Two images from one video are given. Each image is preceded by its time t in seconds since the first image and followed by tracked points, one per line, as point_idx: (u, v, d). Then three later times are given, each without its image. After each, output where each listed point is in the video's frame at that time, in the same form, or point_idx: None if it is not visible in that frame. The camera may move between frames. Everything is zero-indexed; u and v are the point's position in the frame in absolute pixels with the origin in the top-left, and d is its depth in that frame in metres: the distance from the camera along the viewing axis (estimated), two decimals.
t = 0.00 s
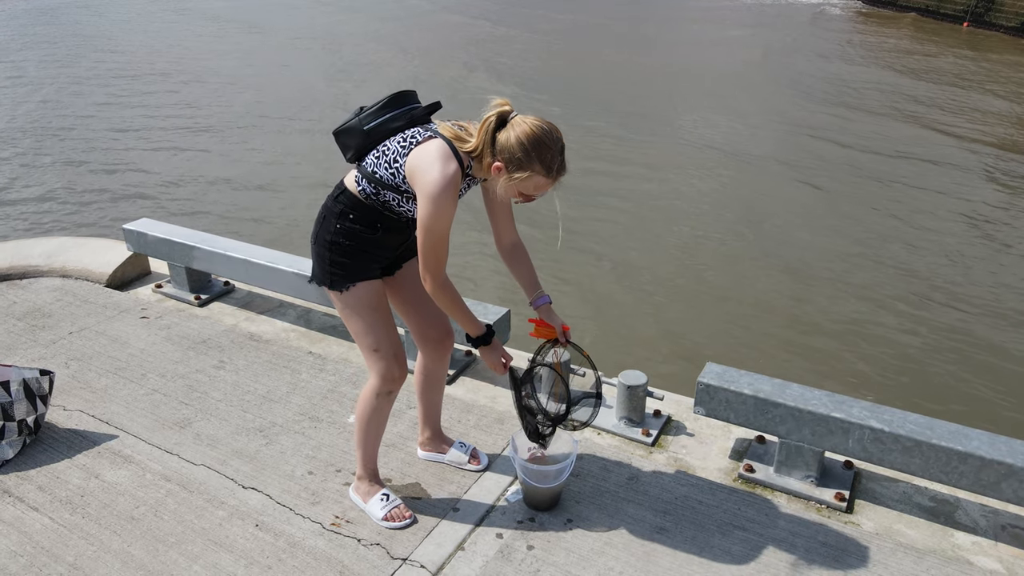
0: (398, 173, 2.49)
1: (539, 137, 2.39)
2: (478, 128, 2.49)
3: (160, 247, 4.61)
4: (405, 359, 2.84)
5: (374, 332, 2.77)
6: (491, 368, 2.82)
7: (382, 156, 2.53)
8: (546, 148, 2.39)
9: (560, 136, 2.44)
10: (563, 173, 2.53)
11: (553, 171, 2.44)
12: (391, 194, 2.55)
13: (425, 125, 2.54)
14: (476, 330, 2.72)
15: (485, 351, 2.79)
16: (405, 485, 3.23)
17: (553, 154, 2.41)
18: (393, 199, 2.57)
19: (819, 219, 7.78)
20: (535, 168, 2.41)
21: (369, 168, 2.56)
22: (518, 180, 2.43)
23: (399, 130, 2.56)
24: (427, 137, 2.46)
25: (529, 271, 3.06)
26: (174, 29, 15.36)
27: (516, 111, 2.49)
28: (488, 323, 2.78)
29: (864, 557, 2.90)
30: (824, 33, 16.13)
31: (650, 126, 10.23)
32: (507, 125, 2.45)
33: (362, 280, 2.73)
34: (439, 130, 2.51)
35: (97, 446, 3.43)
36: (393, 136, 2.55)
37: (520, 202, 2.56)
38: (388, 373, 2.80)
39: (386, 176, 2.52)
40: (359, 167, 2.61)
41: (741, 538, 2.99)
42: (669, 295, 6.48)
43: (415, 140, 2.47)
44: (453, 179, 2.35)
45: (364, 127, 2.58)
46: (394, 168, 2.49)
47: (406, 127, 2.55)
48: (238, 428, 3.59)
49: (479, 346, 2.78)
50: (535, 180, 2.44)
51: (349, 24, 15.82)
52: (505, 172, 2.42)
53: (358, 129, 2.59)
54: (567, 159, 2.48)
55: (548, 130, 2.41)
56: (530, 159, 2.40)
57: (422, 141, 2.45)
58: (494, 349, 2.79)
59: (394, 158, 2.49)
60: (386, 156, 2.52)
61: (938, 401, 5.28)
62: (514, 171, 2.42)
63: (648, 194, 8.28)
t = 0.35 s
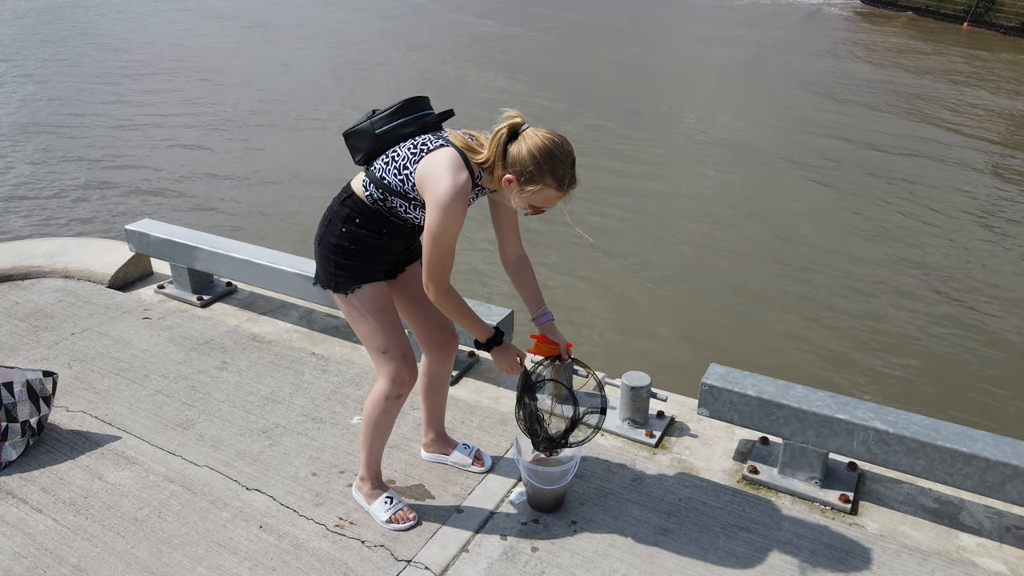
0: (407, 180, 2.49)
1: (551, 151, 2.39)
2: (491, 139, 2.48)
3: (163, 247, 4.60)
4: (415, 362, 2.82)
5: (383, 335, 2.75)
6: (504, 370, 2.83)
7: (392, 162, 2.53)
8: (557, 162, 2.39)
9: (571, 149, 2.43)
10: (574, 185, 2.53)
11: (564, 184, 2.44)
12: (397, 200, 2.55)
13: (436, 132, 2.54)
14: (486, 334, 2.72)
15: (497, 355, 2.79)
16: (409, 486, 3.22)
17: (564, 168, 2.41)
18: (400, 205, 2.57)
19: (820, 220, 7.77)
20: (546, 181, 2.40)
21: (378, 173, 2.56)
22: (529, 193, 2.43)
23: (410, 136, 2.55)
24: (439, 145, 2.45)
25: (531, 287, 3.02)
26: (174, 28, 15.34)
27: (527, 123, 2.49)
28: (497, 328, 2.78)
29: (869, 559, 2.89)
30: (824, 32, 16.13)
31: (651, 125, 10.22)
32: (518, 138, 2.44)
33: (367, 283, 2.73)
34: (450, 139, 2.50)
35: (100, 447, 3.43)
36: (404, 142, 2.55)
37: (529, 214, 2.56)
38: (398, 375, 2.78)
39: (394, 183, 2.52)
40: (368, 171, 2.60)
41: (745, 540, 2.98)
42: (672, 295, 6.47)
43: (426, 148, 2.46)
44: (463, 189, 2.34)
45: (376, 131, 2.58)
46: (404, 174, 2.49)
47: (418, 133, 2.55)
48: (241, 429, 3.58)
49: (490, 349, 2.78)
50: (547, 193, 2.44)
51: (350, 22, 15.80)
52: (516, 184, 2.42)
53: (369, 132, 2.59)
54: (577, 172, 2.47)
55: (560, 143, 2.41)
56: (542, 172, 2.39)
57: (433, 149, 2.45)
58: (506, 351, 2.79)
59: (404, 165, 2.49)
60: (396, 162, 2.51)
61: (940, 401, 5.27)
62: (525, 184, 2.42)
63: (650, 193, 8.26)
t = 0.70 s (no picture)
0: (412, 187, 2.48)
1: (558, 160, 2.38)
2: (495, 150, 2.48)
3: (164, 247, 4.60)
4: (419, 366, 2.81)
5: (386, 339, 2.74)
6: (507, 382, 2.81)
7: (398, 168, 2.51)
8: (565, 171, 2.39)
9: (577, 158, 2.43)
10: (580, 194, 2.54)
11: (571, 194, 2.44)
12: (401, 207, 2.56)
13: (443, 140, 2.54)
14: (488, 346, 2.71)
15: (501, 368, 2.76)
16: (412, 487, 3.22)
17: (571, 178, 2.41)
18: (403, 212, 2.57)
19: (821, 219, 7.76)
20: (555, 191, 2.41)
21: (383, 179, 2.55)
22: (537, 204, 2.43)
23: (417, 142, 2.54)
24: (445, 154, 2.45)
25: (530, 297, 3.01)
26: (174, 28, 15.33)
27: (531, 134, 2.49)
28: (500, 339, 2.77)
29: (873, 560, 2.89)
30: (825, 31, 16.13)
31: (652, 124, 10.20)
32: (523, 148, 2.44)
33: (369, 288, 2.73)
34: (456, 148, 2.50)
35: (102, 448, 3.43)
36: (411, 148, 2.54)
37: (536, 224, 2.56)
38: (402, 379, 2.77)
39: (399, 190, 2.51)
40: (373, 176, 2.59)
41: (749, 541, 2.98)
42: (673, 294, 6.46)
43: (433, 156, 2.46)
44: (469, 199, 2.33)
45: (382, 137, 2.56)
46: (409, 182, 2.48)
47: (426, 140, 2.54)
48: (244, 429, 3.58)
49: (495, 361, 2.77)
50: (554, 203, 2.44)
51: (350, 22, 15.79)
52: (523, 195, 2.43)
53: (375, 138, 2.57)
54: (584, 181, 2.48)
55: (566, 151, 2.40)
56: (549, 182, 2.39)
57: (439, 158, 2.44)
58: (510, 363, 2.76)
59: (410, 171, 2.48)
60: (402, 169, 2.50)
61: (942, 400, 5.26)
62: (533, 194, 2.42)
63: (651, 192, 8.24)
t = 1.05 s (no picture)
0: (413, 193, 2.47)
1: (560, 168, 2.38)
2: (497, 156, 2.47)
3: (164, 247, 4.59)
4: (421, 366, 2.80)
5: (387, 339, 2.74)
6: (513, 373, 2.83)
7: (399, 172, 2.51)
8: (567, 178, 2.38)
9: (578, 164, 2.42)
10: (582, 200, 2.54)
11: (574, 200, 2.44)
12: (401, 211, 2.55)
13: (444, 145, 2.54)
14: (487, 339, 2.70)
15: (506, 358, 2.80)
16: (412, 486, 3.21)
17: (573, 184, 2.41)
18: (404, 216, 2.57)
19: (822, 218, 7.75)
20: (558, 199, 2.41)
21: (383, 182, 2.55)
22: (540, 211, 2.43)
23: (418, 147, 2.55)
24: (446, 158, 2.44)
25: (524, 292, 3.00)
26: (174, 27, 15.30)
27: (532, 140, 2.48)
28: (501, 331, 2.76)
29: (873, 559, 2.88)
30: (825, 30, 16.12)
31: (653, 122, 10.17)
32: (525, 155, 2.44)
33: (369, 289, 2.73)
34: (457, 152, 2.48)
35: (102, 446, 3.42)
36: (412, 153, 2.54)
37: (537, 230, 2.55)
38: (404, 380, 2.76)
39: (400, 195, 2.51)
40: (373, 179, 2.59)
41: (749, 540, 2.98)
42: (673, 293, 6.45)
43: (434, 161, 2.45)
44: (471, 205, 2.33)
45: (383, 140, 2.56)
46: (410, 187, 2.48)
47: (426, 145, 2.55)
48: (244, 428, 3.57)
49: (498, 353, 2.78)
50: (556, 210, 2.44)
51: (350, 20, 15.76)
52: (527, 202, 2.43)
53: (376, 141, 2.57)
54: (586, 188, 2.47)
55: (568, 158, 2.40)
56: (551, 189, 2.39)
57: (440, 163, 2.43)
58: (516, 352, 2.79)
59: (411, 176, 2.48)
60: (403, 173, 2.50)
61: (942, 399, 5.25)
62: (536, 202, 2.42)
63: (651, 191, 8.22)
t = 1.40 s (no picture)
0: (412, 190, 2.48)
1: (558, 158, 2.38)
2: (495, 149, 2.47)
3: (164, 246, 4.59)
4: (422, 365, 2.80)
5: (387, 339, 2.74)
6: (509, 359, 2.82)
7: (397, 170, 2.51)
8: (566, 168, 2.38)
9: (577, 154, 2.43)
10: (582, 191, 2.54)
11: (573, 192, 2.44)
12: (401, 210, 2.56)
13: (442, 141, 2.54)
14: (481, 327, 2.68)
15: (501, 345, 2.78)
16: (413, 485, 3.22)
17: (572, 174, 2.41)
18: (404, 214, 2.57)
19: (822, 216, 7.74)
20: (557, 190, 2.41)
21: (382, 181, 2.55)
22: (540, 203, 2.44)
23: (416, 144, 2.55)
24: (444, 155, 2.44)
25: (512, 288, 3.02)
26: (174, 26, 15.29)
27: (530, 133, 2.48)
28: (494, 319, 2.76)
29: (873, 557, 2.88)
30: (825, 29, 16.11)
31: (653, 121, 10.16)
32: (523, 147, 2.44)
33: (369, 289, 2.73)
34: (454, 148, 2.48)
35: (103, 445, 3.42)
36: (411, 150, 2.54)
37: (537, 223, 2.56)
38: (405, 380, 2.76)
39: (399, 193, 2.51)
40: (371, 178, 2.59)
41: (750, 538, 2.98)
42: (673, 292, 6.45)
43: (432, 157, 2.45)
44: (470, 200, 2.33)
45: (380, 138, 2.56)
46: (409, 185, 2.48)
47: (425, 141, 2.55)
48: (244, 427, 3.58)
49: (490, 342, 2.76)
50: (556, 202, 2.44)
51: (350, 19, 15.76)
52: (525, 194, 2.42)
53: (373, 139, 2.57)
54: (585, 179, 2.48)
55: (566, 151, 2.40)
56: (551, 182, 2.39)
57: (438, 159, 2.43)
58: (507, 337, 2.77)
59: (409, 174, 2.48)
60: (401, 171, 2.50)
61: (943, 398, 5.25)
62: (535, 194, 2.42)
63: (652, 189, 8.21)
